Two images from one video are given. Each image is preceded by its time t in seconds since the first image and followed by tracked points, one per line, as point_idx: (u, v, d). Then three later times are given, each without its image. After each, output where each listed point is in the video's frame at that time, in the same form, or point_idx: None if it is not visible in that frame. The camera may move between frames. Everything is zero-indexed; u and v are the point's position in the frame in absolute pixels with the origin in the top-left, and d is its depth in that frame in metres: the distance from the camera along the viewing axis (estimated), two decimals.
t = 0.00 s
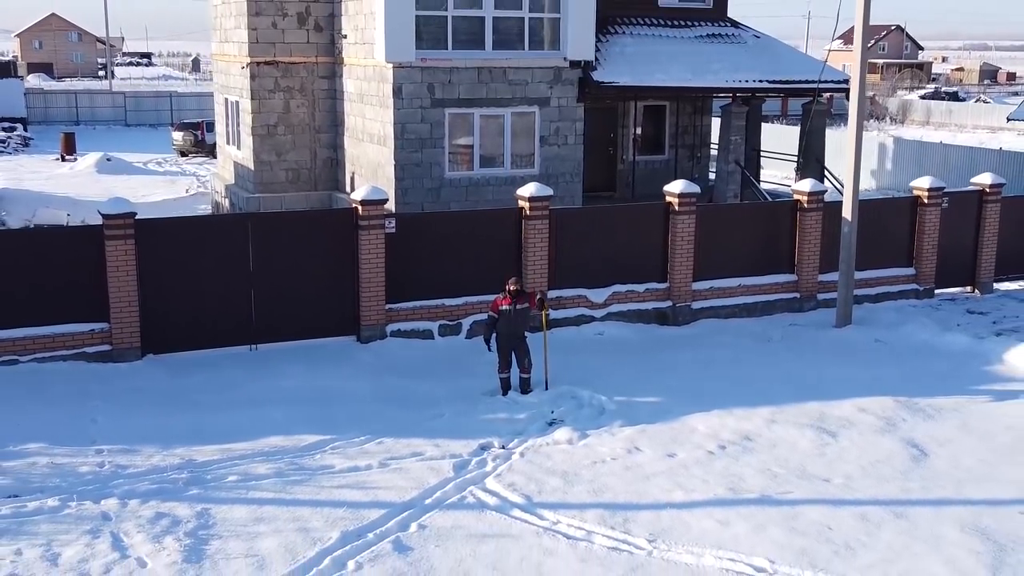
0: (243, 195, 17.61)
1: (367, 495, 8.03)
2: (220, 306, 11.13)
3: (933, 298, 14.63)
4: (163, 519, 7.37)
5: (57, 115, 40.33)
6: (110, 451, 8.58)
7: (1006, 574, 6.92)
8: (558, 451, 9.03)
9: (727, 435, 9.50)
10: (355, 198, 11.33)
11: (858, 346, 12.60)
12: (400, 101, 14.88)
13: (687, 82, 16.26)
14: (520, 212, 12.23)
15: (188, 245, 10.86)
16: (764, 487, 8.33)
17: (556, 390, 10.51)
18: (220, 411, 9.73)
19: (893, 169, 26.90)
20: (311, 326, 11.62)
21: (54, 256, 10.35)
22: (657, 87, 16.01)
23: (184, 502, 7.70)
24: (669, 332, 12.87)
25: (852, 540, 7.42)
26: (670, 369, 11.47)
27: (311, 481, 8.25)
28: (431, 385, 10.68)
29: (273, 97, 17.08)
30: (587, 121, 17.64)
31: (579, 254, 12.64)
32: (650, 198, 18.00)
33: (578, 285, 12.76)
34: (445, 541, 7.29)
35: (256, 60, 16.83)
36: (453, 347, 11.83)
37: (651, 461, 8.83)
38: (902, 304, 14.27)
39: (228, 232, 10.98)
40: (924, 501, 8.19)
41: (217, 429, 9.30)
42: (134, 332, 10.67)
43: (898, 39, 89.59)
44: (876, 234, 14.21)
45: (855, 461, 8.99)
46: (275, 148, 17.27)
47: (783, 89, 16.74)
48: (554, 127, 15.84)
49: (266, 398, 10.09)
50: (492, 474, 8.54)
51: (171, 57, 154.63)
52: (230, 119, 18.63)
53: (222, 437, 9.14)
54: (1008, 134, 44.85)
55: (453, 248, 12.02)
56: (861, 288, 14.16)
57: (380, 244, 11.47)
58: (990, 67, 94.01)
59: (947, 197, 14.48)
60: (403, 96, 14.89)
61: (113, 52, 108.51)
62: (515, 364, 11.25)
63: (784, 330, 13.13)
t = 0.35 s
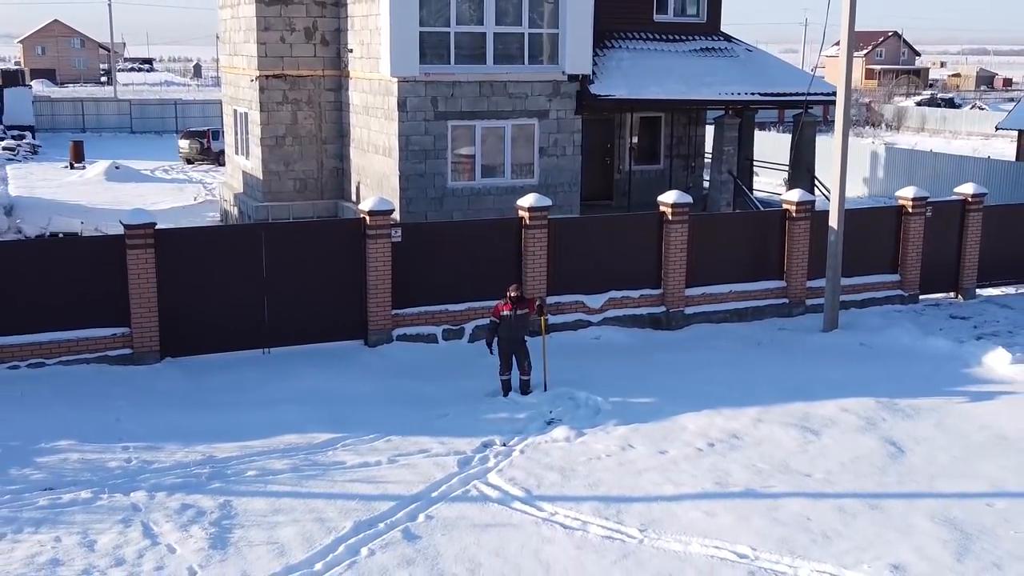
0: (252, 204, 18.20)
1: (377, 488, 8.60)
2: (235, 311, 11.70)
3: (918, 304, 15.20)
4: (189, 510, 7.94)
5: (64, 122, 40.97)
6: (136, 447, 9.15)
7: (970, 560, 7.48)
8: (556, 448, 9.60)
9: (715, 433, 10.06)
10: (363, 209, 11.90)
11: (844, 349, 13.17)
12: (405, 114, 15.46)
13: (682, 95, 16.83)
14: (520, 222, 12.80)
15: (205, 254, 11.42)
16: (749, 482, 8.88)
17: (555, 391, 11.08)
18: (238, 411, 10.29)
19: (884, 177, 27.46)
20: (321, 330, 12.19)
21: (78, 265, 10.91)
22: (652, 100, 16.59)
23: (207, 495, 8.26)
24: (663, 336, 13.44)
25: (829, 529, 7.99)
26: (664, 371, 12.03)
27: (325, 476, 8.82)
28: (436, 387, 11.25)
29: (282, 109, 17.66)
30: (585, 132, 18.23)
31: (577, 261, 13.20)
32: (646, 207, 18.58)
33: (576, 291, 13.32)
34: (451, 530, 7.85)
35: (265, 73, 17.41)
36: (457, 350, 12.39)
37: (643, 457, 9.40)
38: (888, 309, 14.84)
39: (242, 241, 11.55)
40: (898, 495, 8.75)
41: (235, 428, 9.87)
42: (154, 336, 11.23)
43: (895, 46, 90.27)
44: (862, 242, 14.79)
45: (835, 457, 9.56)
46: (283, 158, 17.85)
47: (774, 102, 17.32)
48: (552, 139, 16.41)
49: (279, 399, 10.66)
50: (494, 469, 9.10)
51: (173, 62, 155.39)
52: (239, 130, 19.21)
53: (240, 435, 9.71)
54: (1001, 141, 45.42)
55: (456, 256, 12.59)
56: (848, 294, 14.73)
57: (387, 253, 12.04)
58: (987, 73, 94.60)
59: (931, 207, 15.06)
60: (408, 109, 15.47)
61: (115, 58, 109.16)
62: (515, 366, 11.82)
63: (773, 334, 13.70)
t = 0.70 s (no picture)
0: (261, 214, 18.85)
1: (386, 483, 9.24)
2: (249, 317, 12.34)
3: (901, 310, 15.85)
4: (213, 502, 8.58)
5: (70, 130, 41.66)
6: (160, 445, 9.79)
7: (935, 547, 8.11)
8: (553, 446, 10.24)
9: (704, 432, 10.70)
10: (370, 220, 12.54)
11: (828, 353, 13.81)
12: (409, 128, 16.12)
13: (675, 109, 17.50)
14: (520, 233, 13.45)
15: (222, 263, 12.05)
16: (734, 477, 9.51)
17: (552, 393, 11.71)
18: (254, 412, 10.93)
19: (875, 185, 28.10)
20: (331, 335, 12.83)
21: (102, 274, 11.55)
22: (646, 114, 17.25)
23: (229, 488, 8.90)
24: (656, 341, 14.08)
25: (806, 519, 8.62)
26: (656, 374, 12.67)
27: (337, 472, 9.46)
28: (440, 389, 11.89)
29: (290, 122, 18.32)
30: (582, 144, 18.89)
31: (574, 270, 13.85)
32: (641, 216, 19.23)
33: (573, 298, 13.97)
34: (455, 521, 8.49)
35: (274, 88, 18.05)
36: (459, 355, 13.03)
37: (635, 455, 10.04)
38: (872, 315, 15.49)
39: (257, 251, 12.19)
40: (872, 489, 9.39)
41: (252, 427, 10.50)
42: (173, 341, 11.87)
43: (891, 53, 91.06)
44: (848, 251, 15.44)
45: (815, 454, 10.20)
46: (291, 169, 18.51)
47: (764, 115, 17.97)
48: (550, 151, 17.06)
49: (293, 400, 11.30)
50: (495, 466, 9.74)
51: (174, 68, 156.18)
52: (248, 141, 19.87)
53: (257, 434, 10.34)
54: (993, 149, 46.09)
55: (459, 264, 13.23)
56: (833, 300, 15.38)
57: (393, 262, 12.69)
58: (982, 79, 95.34)
59: (914, 217, 15.71)
60: (412, 123, 16.13)
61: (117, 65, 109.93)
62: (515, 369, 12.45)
63: (761, 339, 14.35)
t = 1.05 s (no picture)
0: (269, 222, 19.46)
1: (394, 479, 9.83)
2: (261, 323, 12.92)
3: (887, 315, 16.44)
4: (233, 496, 9.17)
5: (77, 138, 42.30)
6: (181, 443, 10.38)
7: (907, 538, 8.70)
8: (551, 445, 10.83)
9: (694, 432, 11.29)
10: (377, 231, 13.15)
11: (815, 357, 14.41)
12: (414, 140, 16.73)
13: (669, 121, 18.11)
14: (520, 242, 14.04)
15: (235, 271, 12.65)
16: (721, 474, 10.10)
17: (551, 395, 12.30)
18: (267, 413, 11.52)
19: (867, 193, 28.69)
20: (339, 339, 13.42)
21: (122, 281, 12.13)
22: (641, 126, 17.86)
23: (247, 484, 9.49)
24: (651, 345, 14.68)
25: (787, 513, 9.21)
26: (650, 377, 13.27)
27: (348, 468, 10.05)
28: (443, 392, 12.47)
29: (297, 133, 18.92)
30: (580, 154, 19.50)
31: (571, 277, 14.44)
32: (637, 224, 19.84)
33: (571, 304, 14.56)
34: (459, 514, 9.08)
35: (281, 100, 18.65)
36: (462, 359, 13.63)
37: (629, 453, 10.63)
38: (859, 320, 16.09)
39: (269, 260, 12.79)
40: (851, 485, 9.98)
41: (266, 427, 11.09)
42: (189, 345, 12.45)
43: (888, 59, 91.69)
44: (835, 259, 16.04)
45: (799, 453, 10.80)
46: (298, 179, 19.12)
47: (756, 127, 18.58)
48: (549, 162, 17.66)
49: (304, 402, 11.89)
50: (497, 463, 10.33)
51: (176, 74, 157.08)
52: (256, 152, 20.47)
53: (271, 433, 10.93)
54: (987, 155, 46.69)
55: (462, 272, 13.83)
56: (822, 306, 15.97)
57: (399, 270, 13.30)
58: (979, 85, 96.00)
59: (899, 226, 16.31)
60: (416, 135, 16.74)
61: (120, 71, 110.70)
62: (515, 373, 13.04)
63: (752, 344, 14.94)
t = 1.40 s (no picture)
0: (277, 231, 20.14)
1: (401, 475, 10.50)
2: (273, 328, 13.60)
3: (872, 321, 17.11)
4: (252, 490, 9.84)
5: (84, 146, 42.99)
6: (201, 442, 11.05)
7: (879, 529, 9.36)
8: (549, 444, 11.49)
9: (683, 432, 11.96)
10: (383, 241, 13.82)
11: (802, 361, 15.08)
12: (417, 153, 17.42)
13: (663, 135, 18.78)
14: (519, 251, 14.72)
15: (249, 280, 13.31)
16: (708, 471, 10.77)
17: (548, 397, 12.97)
18: (280, 414, 12.18)
19: (858, 202, 29.37)
20: (347, 344, 14.09)
21: (143, 289, 12.80)
22: (636, 140, 18.53)
23: (264, 479, 10.16)
24: (644, 350, 15.35)
25: (769, 506, 9.88)
26: (643, 380, 13.94)
27: (358, 465, 10.72)
28: (447, 394, 13.14)
29: (304, 145, 19.61)
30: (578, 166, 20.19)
31: (569, 284, 15.11)
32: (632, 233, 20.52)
33: (568, 311, 15.23)
34: (462, 507, 9.74)
35: (290, 114, 19.34)
36: (463, 363, 14.30)
37: (621, 451, 11.29)
38: (844, 326, 16.76)
39: (281, 269, 13.46)
40: (830, 481, 10.64)
41: (279, 427, 11.76)
42: (206, 349, 13.12)
43: (885, 66, 92.38)
44: (822, 267, 16.71)
45: (782, 451, 11.46)
46: (305, 190, 19.80)
47: (746, 140, 19.26)
48: (548, 174, 18.34)
49: (315, 403, 12.55)
50: (497, 460, 11.00)
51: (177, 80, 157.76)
52: (264, 163, 21.16)
53: (284, 432, 11.60)
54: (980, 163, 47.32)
55: (464, 280, 14.50)
56: (809, 312, 16.64)
57: (404, 278, 13.97)
58: (975, 92, 96.70)
59: (883, 235, 16.99)
60: (419, 149, 17.42)
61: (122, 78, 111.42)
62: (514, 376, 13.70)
63: (741, 349, 15.61)
